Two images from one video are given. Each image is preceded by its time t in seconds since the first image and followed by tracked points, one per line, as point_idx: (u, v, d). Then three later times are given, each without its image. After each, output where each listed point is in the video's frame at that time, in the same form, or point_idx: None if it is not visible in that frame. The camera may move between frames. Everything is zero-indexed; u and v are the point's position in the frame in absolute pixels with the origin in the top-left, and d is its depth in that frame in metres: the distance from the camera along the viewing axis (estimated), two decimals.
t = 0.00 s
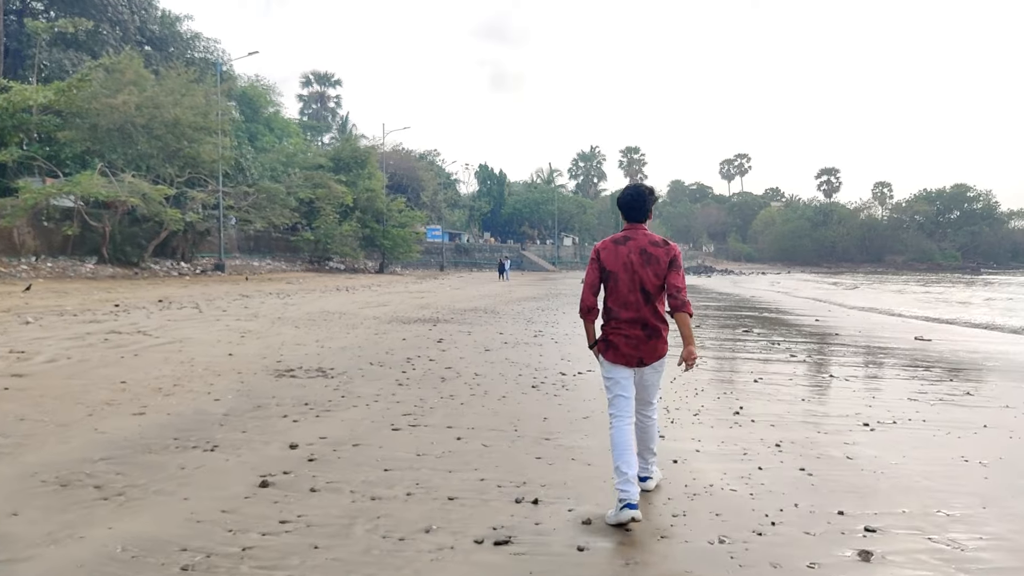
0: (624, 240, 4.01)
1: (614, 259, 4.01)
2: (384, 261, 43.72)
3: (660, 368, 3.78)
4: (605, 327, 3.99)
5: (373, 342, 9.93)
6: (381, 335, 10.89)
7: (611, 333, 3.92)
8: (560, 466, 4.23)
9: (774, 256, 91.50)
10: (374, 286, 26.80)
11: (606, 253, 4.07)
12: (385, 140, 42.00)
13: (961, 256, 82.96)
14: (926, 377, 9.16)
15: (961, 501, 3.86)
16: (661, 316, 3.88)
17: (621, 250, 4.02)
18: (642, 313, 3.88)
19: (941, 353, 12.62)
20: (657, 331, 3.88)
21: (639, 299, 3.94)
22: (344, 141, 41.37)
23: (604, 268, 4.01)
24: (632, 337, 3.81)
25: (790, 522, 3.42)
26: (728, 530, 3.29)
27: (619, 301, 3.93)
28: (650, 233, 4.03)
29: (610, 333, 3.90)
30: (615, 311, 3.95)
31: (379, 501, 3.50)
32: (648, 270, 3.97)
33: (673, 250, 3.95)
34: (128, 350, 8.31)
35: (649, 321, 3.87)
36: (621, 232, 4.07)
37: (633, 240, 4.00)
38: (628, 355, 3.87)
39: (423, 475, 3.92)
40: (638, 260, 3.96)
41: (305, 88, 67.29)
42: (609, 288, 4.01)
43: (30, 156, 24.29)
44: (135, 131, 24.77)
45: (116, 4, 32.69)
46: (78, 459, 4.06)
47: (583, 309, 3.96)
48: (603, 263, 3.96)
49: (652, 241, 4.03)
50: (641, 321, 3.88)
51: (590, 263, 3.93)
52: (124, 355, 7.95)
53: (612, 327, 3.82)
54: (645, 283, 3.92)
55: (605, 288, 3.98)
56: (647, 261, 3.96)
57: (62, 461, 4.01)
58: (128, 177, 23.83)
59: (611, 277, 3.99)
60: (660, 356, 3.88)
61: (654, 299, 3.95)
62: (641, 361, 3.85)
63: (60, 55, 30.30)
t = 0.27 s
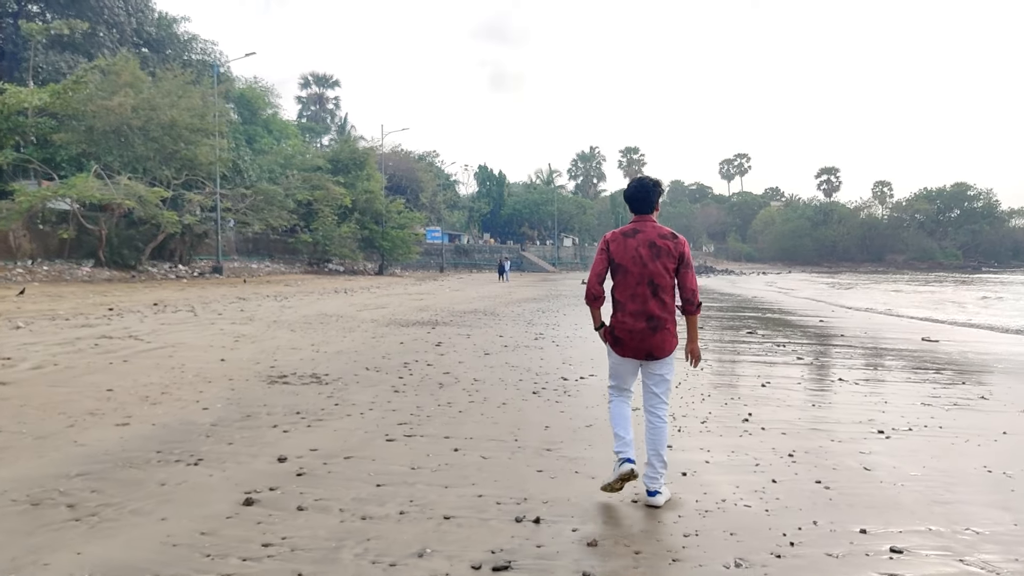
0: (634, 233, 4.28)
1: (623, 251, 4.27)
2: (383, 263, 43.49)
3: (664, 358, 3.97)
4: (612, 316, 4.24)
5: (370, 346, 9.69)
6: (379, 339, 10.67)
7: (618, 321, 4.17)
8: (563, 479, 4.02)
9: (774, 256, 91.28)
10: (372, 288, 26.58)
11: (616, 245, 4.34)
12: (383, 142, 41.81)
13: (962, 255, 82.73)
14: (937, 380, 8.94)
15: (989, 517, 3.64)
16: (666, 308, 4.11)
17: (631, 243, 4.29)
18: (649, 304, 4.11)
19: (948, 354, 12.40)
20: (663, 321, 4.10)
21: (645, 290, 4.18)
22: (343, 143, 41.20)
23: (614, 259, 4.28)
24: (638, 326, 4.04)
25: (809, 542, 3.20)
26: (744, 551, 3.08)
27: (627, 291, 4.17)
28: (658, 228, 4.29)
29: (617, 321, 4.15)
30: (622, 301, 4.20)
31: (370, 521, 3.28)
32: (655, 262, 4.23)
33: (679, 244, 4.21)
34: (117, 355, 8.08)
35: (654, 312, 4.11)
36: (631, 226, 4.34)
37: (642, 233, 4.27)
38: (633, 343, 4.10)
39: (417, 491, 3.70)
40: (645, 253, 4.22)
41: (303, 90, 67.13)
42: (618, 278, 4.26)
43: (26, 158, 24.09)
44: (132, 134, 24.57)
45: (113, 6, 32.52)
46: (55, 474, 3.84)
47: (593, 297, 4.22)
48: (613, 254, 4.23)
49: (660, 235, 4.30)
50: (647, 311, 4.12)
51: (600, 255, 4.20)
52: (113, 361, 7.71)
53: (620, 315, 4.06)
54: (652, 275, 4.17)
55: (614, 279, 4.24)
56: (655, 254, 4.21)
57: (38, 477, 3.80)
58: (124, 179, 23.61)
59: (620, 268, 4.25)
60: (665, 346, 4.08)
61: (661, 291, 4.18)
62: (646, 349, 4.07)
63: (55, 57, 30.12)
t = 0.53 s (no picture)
0: (630, 239, 4.29)
1: (620, 257, 4.27)
2: (383, 262, 43.27)
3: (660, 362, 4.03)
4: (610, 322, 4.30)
5: (366, 346, 9.44)
6: (374, 339, 10.41)
7: (615, 327, 4.22)
8: (562, 490, 3.75)
9: (776, 258, 90.91)
10: (372, 287, 26.37)
11: (613, 252, 4.35)
12: (384, 140, 41.63)
13: (965, 257, 82.30)
14: (948, 384, 8.67)
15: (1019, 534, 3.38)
16: (663, 314, 4.14)
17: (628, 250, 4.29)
18: (645, 310, 4.15)
19: (958, 358, 12.11)
20: (659, 326, 4.15)
21: (643, 296, 4.21)
22: (343, 141, 41.01)
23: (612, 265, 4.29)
24: (635, 332, 4.09)
25: (829, 564, 2.94)
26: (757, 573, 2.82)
27: (624, 298, 4.20)
28: (655, 234, 4.29)
29: (615, 327, 4.19)
30: (621, 307, 4.22)
31: (351, 537, 3.01)
32: (653, 268, 4.23)
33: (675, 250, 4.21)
34: (102, 355, 7.83)
35: (651, 318, 4.14)
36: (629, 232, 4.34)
37: (639, 240, 4.27)
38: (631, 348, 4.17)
39: (404, 503, 3.44)
40: (643, 259, 4.22)
41: (305, 88, 67.06)
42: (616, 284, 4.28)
43: (23, 155, 23.91)
44: (130, 130, 24.38)
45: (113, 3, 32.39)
46: (17, 482, 3.59)
47: (592, 303, 4.25)
48: (610, 261, 4.24)
49: (656, 240, 4.30)
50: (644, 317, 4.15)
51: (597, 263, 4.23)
52: (97, 360, 7.46)
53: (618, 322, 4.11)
54: (649, 281, 4.19)
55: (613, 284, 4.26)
56: (652, 260, 4.22)
57: None
58: (121, 176, 23.40)
59: (618, 274, 4.26)
60: (661, 350, 4.13)
61: (657, 298, 4.21)
62: (643, 355, 4.12)
63: (55, 53, 30.01)
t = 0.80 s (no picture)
0: (625, 235, 4.45)
1: (616, 253, 4.43)
2: (382, 263, 42.99)
3: (658, 354, 4.18)
4: (608, 316, 4.43)
5: (362, 351, 9.19)
6: (371, 343, 10.16)
7: (614, 320, 4.36)
8: (565, 511, 3.49)
9: (777, 257, 90.70)
10: (370, 289, 26.09)
11: (609, 248, 4.50)
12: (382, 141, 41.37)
13: (966, 256, 82.07)
14: (961, 388, 8.41)
15: None
16: (659, 307, 4.30)
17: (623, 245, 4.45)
18: (642, 304, 4.30)
19: (967, 359, 11.86)
20: (655, 319, 4.30)
21: (639, 290, 4.36)
22: (342, 142, 40.76)
23: (608, 261, 4.44)
24: (634, 325, 4.23)
25: None
26: None
27: (622, 292, 4.34)
28: (649, 230, 4.45)
29: (613, 321, 4.33)
30: (618, 301, 4.36)
31: (336, 569, 2.75)
32: (647, 263, 4.39)
33: (670, 245, 4.37)
34: (88, 362, 7.58)
35: (648, 311, 4.29)
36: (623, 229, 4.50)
37: (633, 236, 4.43)
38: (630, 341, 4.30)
39: (396, 529, 3.17)
40: (639, 255, 4.37)
41: (304, 89, 66.85)
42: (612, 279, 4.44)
43: (16, 157, 23.65)
44: (125, 131, 24.13)
45: (108, 4, 32.15)
46: None
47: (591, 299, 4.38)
48: (606, 258, 4.40)
49: (650, 237, 4.46)
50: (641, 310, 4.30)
51: (594, 259, 4.36)
52: (81, 368, 7.19)
53: (617, 316, 4.24)
54: (645, 276, 4.34)
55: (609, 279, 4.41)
56: (647, 255, 4.38)
57: None
58: (116, 177, 23.11)
59: (614, 270, 4.42)
60: (657, 342, 4.29)
61: (652, 291, 4.37)
62: (640, 347, 4.26)
63: (50, 54, 29.77)
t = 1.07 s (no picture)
0: (633, 239, 4.35)
1: (622, 256, 4.33)
2: (382, 264, 42.77)
3: (665, 359, 4.03)
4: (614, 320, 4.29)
5: (360, 352, 8.92)
6: (369, 344, 9.89)
7: (620, 324, 4.22)
8: (575, 528, 3.24)
9: (778, 259, 90.42)
10: (370, 289, 25.84)
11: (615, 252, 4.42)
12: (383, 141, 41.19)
13: (968, 259, 81.75)
14: (978, 392, 8.16)
15: None
16: (668, 312, 4.15)
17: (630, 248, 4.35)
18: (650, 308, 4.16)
19: (979, 363, 11.59)
20: (663, 324, 4.16)
21: (646, 294, 4.23)
22: (342, 142, 40.55)
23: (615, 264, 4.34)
24: (641, 329, 4.09)
25: None
26: None
27: (629, 296, 4.23)
28: (657, 233, 4.34)
29: (620, 325, 4.19)
30: (624, 305, 4.23)
31: None
32: (654, 267, 4.27)
33: (678, 249, 4.26)
34: (75, 363, 7.32)
35: (655, 315, 4.15)
36: (631, 232, 4.40)
37: (641, 239, 4.32)
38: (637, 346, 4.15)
39: (391, 549, 2.91)
40: (646, 258, 4.26)
41: (305, 89, 66.74)
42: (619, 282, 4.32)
43: (14, 154, 23.44)
44: (124, 129, 23.93)
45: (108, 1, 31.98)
46: None
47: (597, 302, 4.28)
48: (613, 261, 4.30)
49: (659, 239, 4.34)
50: (648, 314, 4.16)
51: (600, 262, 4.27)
52: (68, 369, 6.93)
53: (623, 319, 4.10)
54: (652, 279, 4.22)
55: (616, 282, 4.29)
56: (655, 258, 4.26)
57: None
58: (114, 175, 22.88)
59: (621, 273, 4.30)
60: (664, 347, 4.14)
61: (660, 295, 4.23)
62: (648, 352, 4.10)
63: (49, 52, 29.61)
